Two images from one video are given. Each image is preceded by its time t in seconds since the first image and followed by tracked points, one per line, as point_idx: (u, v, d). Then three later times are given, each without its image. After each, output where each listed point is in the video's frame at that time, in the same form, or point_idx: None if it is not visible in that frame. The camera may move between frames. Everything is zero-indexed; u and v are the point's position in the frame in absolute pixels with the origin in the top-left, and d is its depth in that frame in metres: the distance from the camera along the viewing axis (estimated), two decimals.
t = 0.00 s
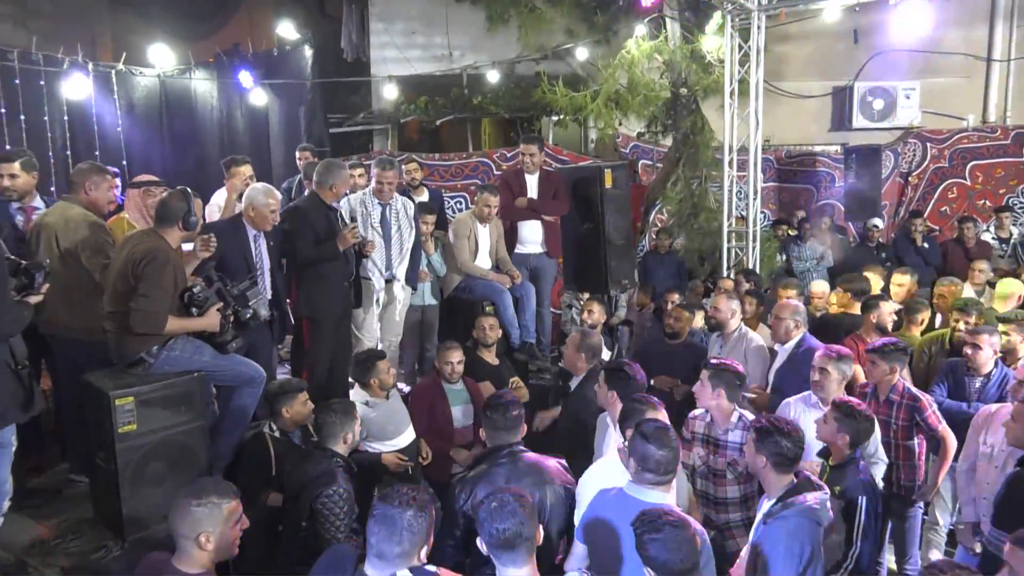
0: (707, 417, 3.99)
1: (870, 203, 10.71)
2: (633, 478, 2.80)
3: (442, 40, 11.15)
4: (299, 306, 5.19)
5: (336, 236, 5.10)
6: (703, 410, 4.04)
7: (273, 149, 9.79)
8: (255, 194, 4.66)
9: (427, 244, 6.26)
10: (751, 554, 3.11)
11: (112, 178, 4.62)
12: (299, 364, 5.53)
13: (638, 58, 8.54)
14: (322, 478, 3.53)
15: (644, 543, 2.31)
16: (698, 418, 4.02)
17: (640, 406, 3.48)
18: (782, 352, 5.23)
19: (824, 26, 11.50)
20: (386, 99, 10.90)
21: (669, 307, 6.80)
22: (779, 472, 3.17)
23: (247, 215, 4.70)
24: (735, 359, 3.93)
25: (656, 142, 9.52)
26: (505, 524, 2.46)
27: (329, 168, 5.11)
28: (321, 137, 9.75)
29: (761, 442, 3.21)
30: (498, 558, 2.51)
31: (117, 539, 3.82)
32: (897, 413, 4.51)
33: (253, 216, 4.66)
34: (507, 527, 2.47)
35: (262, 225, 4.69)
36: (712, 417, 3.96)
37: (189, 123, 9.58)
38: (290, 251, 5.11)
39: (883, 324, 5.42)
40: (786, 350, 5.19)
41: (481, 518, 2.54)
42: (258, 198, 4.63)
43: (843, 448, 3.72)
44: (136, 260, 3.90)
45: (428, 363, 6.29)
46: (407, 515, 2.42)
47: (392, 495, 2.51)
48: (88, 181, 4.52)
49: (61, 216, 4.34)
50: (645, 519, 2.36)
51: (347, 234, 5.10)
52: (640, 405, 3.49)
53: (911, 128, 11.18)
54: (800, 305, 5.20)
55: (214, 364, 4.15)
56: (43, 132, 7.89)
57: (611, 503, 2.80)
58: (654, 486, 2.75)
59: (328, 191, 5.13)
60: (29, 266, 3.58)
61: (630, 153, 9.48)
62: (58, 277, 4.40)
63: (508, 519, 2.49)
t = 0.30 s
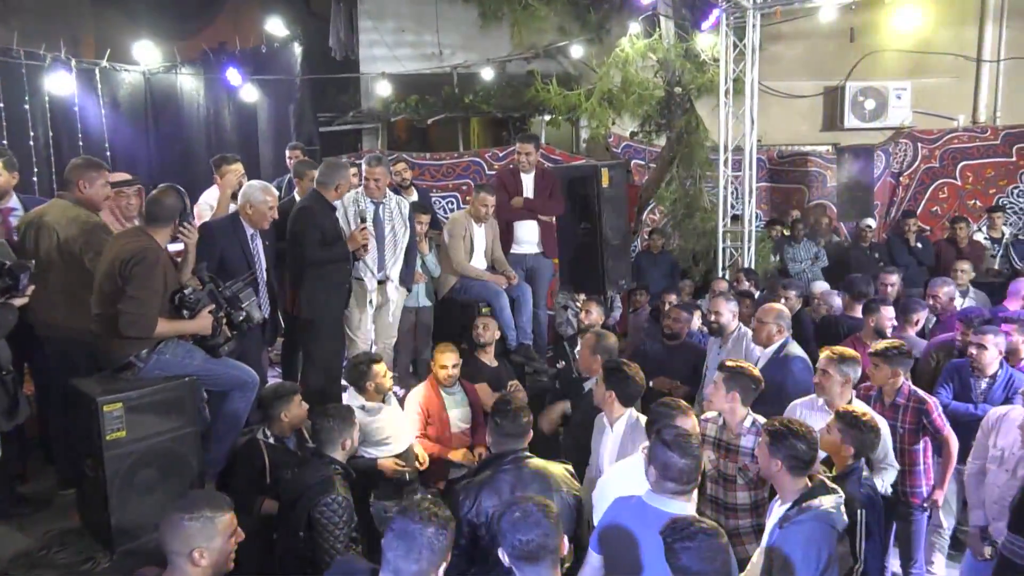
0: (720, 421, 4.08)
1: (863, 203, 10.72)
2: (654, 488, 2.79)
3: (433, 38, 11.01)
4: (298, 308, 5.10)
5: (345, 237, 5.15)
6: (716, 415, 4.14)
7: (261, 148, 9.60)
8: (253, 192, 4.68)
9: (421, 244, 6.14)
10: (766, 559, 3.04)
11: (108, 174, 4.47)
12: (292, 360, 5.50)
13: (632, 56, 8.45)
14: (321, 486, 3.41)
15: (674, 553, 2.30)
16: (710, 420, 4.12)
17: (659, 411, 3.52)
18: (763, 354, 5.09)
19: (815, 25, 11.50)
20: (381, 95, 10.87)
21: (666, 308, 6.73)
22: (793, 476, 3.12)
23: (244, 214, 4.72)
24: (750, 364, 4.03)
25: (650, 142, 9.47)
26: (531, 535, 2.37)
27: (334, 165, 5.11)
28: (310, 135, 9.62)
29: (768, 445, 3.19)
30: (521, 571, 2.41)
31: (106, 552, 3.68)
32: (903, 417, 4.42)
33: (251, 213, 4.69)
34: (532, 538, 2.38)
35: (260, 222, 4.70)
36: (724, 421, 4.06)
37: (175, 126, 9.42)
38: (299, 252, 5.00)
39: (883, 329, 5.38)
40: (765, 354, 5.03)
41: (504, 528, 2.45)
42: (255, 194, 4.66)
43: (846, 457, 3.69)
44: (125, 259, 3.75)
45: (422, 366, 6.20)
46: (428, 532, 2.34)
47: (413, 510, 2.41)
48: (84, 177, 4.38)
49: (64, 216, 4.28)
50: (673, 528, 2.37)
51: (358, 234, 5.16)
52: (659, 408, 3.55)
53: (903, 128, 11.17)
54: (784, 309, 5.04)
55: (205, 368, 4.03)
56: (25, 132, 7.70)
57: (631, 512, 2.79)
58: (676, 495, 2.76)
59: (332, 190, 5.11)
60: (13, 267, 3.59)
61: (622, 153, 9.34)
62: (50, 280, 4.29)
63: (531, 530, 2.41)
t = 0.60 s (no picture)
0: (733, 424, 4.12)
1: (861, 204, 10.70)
2: (679, 496, 2.86)
3: (428, 37, 10.93)
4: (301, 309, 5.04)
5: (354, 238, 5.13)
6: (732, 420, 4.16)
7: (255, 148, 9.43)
8: (242, 189, 4.56)
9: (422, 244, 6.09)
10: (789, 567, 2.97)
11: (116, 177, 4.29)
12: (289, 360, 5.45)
13: (632, 54, 8.37)
14: (327, 493, 3.34)
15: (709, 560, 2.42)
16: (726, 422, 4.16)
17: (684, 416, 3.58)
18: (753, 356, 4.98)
19: (812, 25, 11.45)
20: (382, 92, 10.83)
21: (669, 310, 6.66)
22: (816, 482, 3.03)
23: (236, 211, 4.60)
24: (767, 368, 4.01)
25: (648, 141, 9.39)
26: (563, 550, 2.49)
27: (340, 164, 5.06)
28: (306, 134, 9.65)
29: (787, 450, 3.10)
30: None
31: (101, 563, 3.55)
32: (915, 421, 4.27)
33: (242, 209, 4.55)
34: (564, 552, 2.50)
35: (253, 219, 4.58)
36: (738, 425, 4.04)
37: (167, 126, 9.20)
38: (307, 248, 4.96)
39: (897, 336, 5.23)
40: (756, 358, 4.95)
41: (535, 541, 2.56)
42: (245, 191, 4.54)
43: (855, 461, 3.63)
44: (120, 260, 3.63)
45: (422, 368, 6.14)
46: (464, 552, 2.42)
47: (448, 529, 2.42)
48: (90, 176, 4.18)
49: (65, 215, 4.15)
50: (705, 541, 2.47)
51: (369, 233, 5.14)
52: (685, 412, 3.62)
53: (901, 129, 11.14)
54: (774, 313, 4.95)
55: (204, 372, 3.91)
56: (13, 128, 7.55)
57: (655, 519, 2.87)
58: (703, 506, 2.80)
59: (341, 189, 5.09)
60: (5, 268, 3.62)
61: (620, 153, 9.22)
62: (48, 284, 4.15)
63: (567, 542, 2.53)
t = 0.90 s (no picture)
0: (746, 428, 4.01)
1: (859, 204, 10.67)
2: (702, 504, 2.81)
3: (424, 35, 10.82)
4: (300, 309, 4.95)
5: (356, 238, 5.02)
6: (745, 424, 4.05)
7: (251, 146, 9.23)
8: (239, 183, 4.44)
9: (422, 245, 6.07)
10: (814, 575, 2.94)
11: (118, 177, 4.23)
12: (286, 364, 5.33)
13: (633, 53, 8.31)
14: (332, 503, 3.25)
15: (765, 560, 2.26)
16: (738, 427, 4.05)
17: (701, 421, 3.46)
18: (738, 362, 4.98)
19: (810, 25, 11.40)
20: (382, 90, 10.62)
21: (673, 311, 6.59)
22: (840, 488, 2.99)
23: (233, 206, 4.50)
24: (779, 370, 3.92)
25: (647, 141, 9.31)
26: (590, 562, 2.43)
27: (345, 165, 4.96)
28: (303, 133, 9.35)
29: (805, 456, 3.06)
30: None
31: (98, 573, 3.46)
32: (927, 423, 4.19)
33: (239, 205, 4.46)
34: (592, 565, 2.44)
35: (251, 214, 4.48)
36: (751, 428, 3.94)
37: (160, 125, 9.02)
38: (309, 248, 4.86)
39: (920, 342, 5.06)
40: (742, 361, 4.94)
41: (562, 554, 2.49)
42: (241, 185, 4.43)
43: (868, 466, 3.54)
44: (117, 260, 3.52)
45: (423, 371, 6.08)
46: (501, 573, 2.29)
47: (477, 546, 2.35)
48: (94, 173, 4.13)
49: (63, 216, 4.03)
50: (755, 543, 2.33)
51: (371, 233, 5.01)
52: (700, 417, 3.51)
53: (899, 129, 11.11)
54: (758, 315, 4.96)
55: (203, 376, 3.80)
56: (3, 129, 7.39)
57: (678, 529, 2.80)
58: (727, 513, 2.77)
59: (345, 190, 4.99)
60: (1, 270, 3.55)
61: (618, 153, 9.20)
62: (44, 287, 4.03)
63: (594, 555, 2.47)
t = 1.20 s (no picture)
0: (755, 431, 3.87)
1: (855, 204, 10.65)
2: (719, 510, 2.77)
3: (418, 34, 10.73)
4: (294, 311, 4.84)
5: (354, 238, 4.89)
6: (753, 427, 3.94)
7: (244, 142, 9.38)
8: (247, 182, 4.36)
9: (420, 245, 5.95)
10: None
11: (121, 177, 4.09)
12: (283, 367, 5.24)
13: (631, 52, 8.25)
14: (336, 511, 3.15)
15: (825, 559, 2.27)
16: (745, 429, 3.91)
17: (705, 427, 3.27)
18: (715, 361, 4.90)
19: (805, 24, 11.38)
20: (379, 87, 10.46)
21: (674, 312, 6.52)
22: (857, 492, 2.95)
23: (238, 205, 4.40)
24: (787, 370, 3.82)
25: (643, 140, 9.24)
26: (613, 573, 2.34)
27: (346, 166, 4.88)
28: (296, 132, 9.69)
29: (821, 460, 3.00)
30: None
31: None
32: (940, 426, 4.16)
33: (246, 204, 4.36)
34: None
35: (257, 213, 4.39)
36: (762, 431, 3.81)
37: (151, 122, 8.79)
38: (306, 248, 4.76)
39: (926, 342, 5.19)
40: (719, 359, 4.87)
41: (581, 567, 2.40)
42: (249, 184, 4.34)
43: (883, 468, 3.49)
44: (111, 260, 3.42)
45: (422, 373, 6.01)
46: None
47: (496, 558, 2.28)
48: (99, 174, 4.01)
49: (66, 216, 3.95)
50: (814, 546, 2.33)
51: (369, 233, 4.90)
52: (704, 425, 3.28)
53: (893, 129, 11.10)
54: (733, 311, 4.85)
55: (200, 380, 3.69)
56: None
57: (693, 535, 2.76)
58: (743, 519, 2.73)
59: (342, 190, 4.87)
60: None
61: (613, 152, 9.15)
62: (39, 289, 3.91)
63: (617, 566, 2.37)
